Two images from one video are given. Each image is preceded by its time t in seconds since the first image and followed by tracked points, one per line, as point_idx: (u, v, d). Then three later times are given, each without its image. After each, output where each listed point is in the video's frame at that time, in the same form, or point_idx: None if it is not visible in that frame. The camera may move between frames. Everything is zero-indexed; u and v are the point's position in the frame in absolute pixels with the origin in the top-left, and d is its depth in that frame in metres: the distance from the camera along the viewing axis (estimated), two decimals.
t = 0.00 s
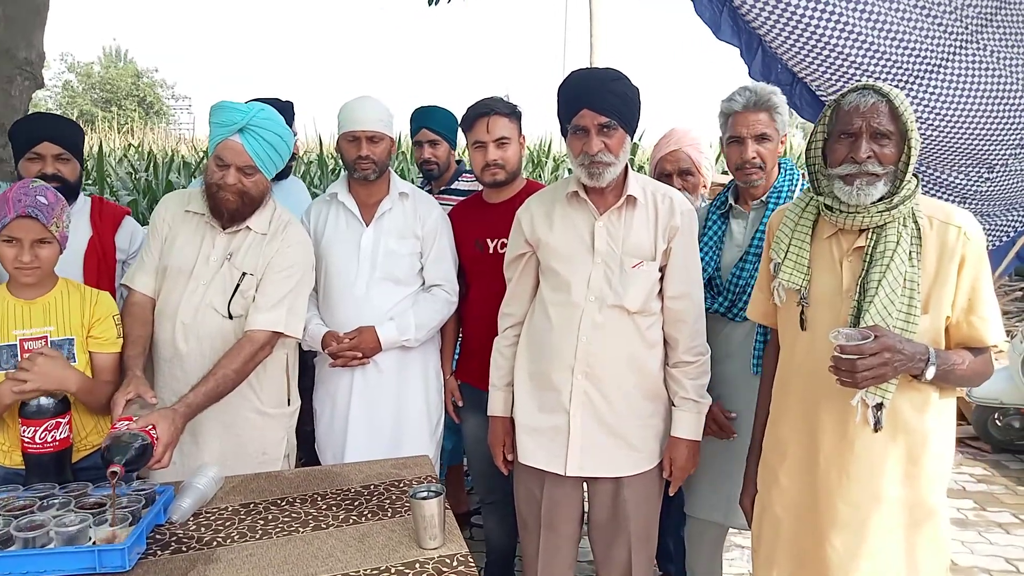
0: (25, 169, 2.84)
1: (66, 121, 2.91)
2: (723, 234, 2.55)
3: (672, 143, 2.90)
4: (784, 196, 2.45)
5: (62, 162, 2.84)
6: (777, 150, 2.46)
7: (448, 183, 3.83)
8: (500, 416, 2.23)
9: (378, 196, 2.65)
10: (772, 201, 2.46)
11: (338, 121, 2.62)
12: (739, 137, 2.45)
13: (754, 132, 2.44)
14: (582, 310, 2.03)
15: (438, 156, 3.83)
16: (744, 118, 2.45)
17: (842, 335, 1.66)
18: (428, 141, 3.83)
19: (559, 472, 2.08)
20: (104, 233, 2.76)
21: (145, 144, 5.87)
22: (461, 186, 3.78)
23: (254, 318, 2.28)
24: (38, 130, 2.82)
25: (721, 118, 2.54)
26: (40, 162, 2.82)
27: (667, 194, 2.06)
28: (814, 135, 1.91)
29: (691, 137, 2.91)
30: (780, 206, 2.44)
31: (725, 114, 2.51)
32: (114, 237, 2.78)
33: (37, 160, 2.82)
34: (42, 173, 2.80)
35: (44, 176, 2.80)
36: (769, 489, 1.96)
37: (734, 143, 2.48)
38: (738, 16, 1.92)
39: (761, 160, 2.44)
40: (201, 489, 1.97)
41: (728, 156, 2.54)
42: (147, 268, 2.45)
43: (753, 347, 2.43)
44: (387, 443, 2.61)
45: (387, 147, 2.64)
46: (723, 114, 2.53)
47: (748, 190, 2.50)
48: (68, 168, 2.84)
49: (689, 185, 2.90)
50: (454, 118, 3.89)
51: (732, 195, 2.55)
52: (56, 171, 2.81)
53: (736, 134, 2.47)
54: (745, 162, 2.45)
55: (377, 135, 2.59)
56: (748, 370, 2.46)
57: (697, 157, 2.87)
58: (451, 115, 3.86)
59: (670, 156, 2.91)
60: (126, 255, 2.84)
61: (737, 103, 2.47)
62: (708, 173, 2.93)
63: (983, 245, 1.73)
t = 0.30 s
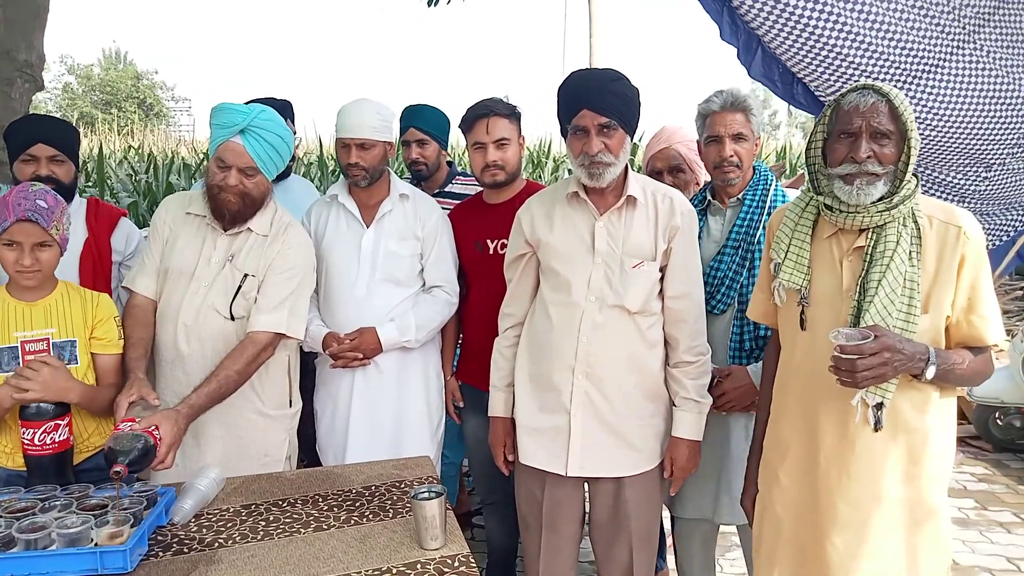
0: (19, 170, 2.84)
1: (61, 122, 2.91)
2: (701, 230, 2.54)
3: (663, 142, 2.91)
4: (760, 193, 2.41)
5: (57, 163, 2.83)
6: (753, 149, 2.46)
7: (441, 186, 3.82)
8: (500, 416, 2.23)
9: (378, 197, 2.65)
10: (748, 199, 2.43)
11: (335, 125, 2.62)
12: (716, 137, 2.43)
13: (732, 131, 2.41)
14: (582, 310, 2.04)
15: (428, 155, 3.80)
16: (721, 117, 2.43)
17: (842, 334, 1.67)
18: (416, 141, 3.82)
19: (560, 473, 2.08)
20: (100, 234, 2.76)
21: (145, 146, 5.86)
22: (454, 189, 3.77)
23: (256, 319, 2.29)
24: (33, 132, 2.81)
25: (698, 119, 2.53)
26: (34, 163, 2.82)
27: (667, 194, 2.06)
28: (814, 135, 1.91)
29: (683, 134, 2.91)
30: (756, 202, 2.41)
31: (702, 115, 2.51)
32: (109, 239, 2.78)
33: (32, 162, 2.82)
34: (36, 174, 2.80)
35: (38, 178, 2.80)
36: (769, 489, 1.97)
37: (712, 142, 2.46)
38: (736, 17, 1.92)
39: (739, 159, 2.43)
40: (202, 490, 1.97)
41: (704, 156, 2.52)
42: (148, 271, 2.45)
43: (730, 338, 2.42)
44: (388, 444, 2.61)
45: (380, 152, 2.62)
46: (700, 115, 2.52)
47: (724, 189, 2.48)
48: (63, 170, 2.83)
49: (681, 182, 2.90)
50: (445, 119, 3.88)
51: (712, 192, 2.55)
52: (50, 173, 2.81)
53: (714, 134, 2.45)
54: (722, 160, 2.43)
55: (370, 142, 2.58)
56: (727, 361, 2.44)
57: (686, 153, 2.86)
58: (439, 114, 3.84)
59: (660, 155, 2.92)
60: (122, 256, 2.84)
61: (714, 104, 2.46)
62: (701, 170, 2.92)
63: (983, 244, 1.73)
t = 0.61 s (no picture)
0: None
1: (40, 120, 2.89)
2: (702, 229, 2.55)
3: (651, 143, 2.89)
4: (764, 198, 2.40)
5: (37, 163, 2.84)
6: (762, 151, 2.46)
7: (439, 183, 3.77)
8: (498, 418, 2.23)
9: (377, 198, 2.65)
10: (751, 202, 2.42)
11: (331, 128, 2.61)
12: (727, 136, 2.44)
13: (743, 131, 2.43)
14: (581, 311, 2.04)
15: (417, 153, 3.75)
16: (734, 117, 2.44)
17: (841, 336, 1.67)
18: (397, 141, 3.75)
19: (558, 474, 2.08)
20: (83, 232, 2.75)
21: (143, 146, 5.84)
22: (452, 189, 3.75)
23: (254, 320, 2.29)
24: (16, 130, 2.80)
25: (711, 118, 2.54)
26: (14, 162, 2.81)
27: (665, 196, 2.06)
28: (812, 137, 1.92)
29: (671, 137, 2.90)
30: (760, 206, 2.40)
31: (715, 113, 2.51)
32: (93, 237, 2.77)
33: (11, 160, 2.80)
34: (16, 174, 2.80)
35: (18, 177, 2.79)
36: (767, 490, 1.97)
37: (722, 142, 2.46)
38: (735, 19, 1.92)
39: (748, 160, 2.44)
40: (199, 491, 1.96)
41: (714, 155, 2.53)
42: (147, 272, 2.45)
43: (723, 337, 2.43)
44: (385, 446, 2.61)
45: (377, 152, 2.62)
46: (712, 114, 2.52)
47: (731, 188, 2.47)
48: (43, 169, 2.85)
49: (669, 183, 2.88)
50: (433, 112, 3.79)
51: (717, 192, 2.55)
52: (31, 173, 2.81)
53: (725, 132, 2.45)
54: (733, 160, 2.44)
55: (365, 142, 2.58)
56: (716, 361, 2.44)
57: (676, 155, 2.84)
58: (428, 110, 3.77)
59: (649, 156, 2.89)
60: (106, 254, 2.83)
61: (727, 104, 2.47)
62: (688, 171, 2.91)
63: (982, 247, 1.74)
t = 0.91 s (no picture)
0: None
1: (29, 123, 2.91)
2: (719, 229, 2.53)
3: (652, 142, 2.88)
4: (782, 199, 2.41)
5: (28, 166, 2.85)
6: (784, 148, 2.45)
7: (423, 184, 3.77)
8: (504, 419, 2.23)
9: (383, 199, 2.65)
10: (770, 202, 2.42)
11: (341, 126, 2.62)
12: (749, 132, 2.43)
13: (766, 128, 2.41)
14: (587, 313, 2.03)
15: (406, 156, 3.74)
16: (757, 112, 2.43)
17: (849, 338, 1.66)
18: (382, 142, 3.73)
19: (564, 476, 2.08)
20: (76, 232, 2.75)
21: (151, 147, 5.86)
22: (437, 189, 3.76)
23: (261, 321, 2.29)
24: (7, 133, 2.80)
25: (733, 113, 2.52)
26: (5, 166, 2.81)
27: (671, 197, 2.06)
28: (821, 138, 1.91)
29: (672, 136, 2.91)
30: (779, 207, 2.40)
31: (737, 108, 2.50)
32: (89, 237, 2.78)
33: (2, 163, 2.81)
34: (8, 177, 2.81)
35: (11, 181, 2.80)
36: (774, 493, 1.96)
37: (743, 138, 2.45)
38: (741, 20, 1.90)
39: (770, 157, 2.42)
40: (206, 491, 1.97)
41: (735, 152, 2.51)
42: (154, 275, 2.46)
43: (736, 342, 2.41)
44: (392, 447, 2.61)
45: (388, 152, 2.63)
46: (735, 109, 2.51)
47: (749, 187, 2.46)
48: (34, 172, 2.86)
49: (671, 182, 2.87)
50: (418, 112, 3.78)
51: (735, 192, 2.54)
52: (23, 176, 2.82)
53: (747, 129, 2.44)
54: (753, 157, 2.42)
55: (379, 140, 2.59)
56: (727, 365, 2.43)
57: (678, 155, 2.85)
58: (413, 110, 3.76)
59: (650, 154, 2.88)
60: (99, 253, 2.83)
61: (751, 99, 2.46)
62: (689, 172, 2.91)
63: (992, 248, 1.73)
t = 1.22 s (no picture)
0: (13, 173, 2.84)
1: (54, 124, 2.93)
2: (727, 234, 2.53)
3: (668, 143, 2.88)
4: (791, 202, 2.40)
5: (51, 167, 2.88)
6: (789, 152, 2.44)
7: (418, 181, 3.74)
8: (516, 421, 2.23)
9: (395, 201, 2.66)
10: (779, 204, 2.42)
11: (355, 128, 2.63)
12: (754, 137, 2.42)
13: (770, 133, 2.40)
14: (598, 315, 2.03)
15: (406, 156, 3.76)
16: (762, 117, 2.42)
17: (864, 341, 1.65)
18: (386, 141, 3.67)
19: (575, 479, 2.08)
20: (100, 233, 2.78)
21: (163, 149, 5.89)
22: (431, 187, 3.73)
23: (274, 322, 2.30)
24: (29, 135, 2.83)
25: (736, 118, 2.51)
26: (29, 166, 2.84)
27: (682, 199, 2.06)
28: (834, 141, 1.92)
29: (687, 138, 2.91)
30: (786, 210, 2.40)
31: (740, 112, 2.48)
32: (108, 238, 2.80)
33: (26, 164, 2.83)
34: (31, 177, 2.83)
35: (34, 181, 2.83)
36: (787, 496, 1.95)
37: (748, 143, 2.44)
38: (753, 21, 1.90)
39: (775, 161, 2.41)
40: (219, 491, 1.98)
41: (739, 157, 2.50)
42: (167, 277, 2.48)
43: (748, 346, 2.40)
44: (403, 448, 2.62)
45: (403, 152, 2.65)
46: (738, 113, 2.50)
47: (756, 192, 2.45)
48: (58, 173, 2.89)
49: (686, 185, 2.88)
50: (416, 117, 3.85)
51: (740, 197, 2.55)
52: (46, 176, 2.85)
53: (752, 134, 2.43)
54: (758, 161, 2.41)
55: (394, 142, 2.61)
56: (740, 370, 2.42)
57: (694, 157, 2.85)
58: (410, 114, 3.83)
59: (666, 156, 2.87)
60: (121, 255, 2.87)
61: (755, 103, 2.45)
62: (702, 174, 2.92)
63: (1009, 251, 1.72)
